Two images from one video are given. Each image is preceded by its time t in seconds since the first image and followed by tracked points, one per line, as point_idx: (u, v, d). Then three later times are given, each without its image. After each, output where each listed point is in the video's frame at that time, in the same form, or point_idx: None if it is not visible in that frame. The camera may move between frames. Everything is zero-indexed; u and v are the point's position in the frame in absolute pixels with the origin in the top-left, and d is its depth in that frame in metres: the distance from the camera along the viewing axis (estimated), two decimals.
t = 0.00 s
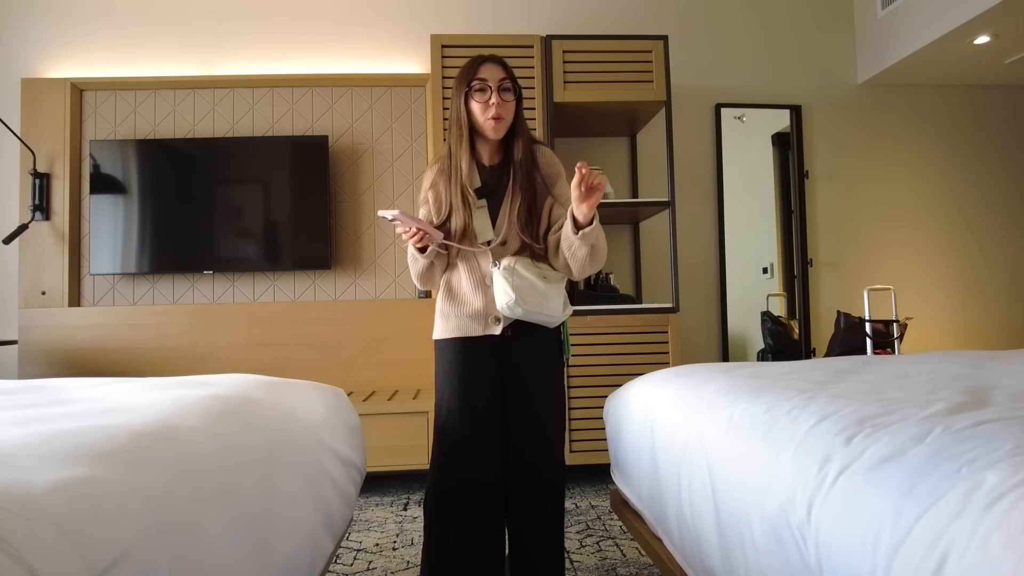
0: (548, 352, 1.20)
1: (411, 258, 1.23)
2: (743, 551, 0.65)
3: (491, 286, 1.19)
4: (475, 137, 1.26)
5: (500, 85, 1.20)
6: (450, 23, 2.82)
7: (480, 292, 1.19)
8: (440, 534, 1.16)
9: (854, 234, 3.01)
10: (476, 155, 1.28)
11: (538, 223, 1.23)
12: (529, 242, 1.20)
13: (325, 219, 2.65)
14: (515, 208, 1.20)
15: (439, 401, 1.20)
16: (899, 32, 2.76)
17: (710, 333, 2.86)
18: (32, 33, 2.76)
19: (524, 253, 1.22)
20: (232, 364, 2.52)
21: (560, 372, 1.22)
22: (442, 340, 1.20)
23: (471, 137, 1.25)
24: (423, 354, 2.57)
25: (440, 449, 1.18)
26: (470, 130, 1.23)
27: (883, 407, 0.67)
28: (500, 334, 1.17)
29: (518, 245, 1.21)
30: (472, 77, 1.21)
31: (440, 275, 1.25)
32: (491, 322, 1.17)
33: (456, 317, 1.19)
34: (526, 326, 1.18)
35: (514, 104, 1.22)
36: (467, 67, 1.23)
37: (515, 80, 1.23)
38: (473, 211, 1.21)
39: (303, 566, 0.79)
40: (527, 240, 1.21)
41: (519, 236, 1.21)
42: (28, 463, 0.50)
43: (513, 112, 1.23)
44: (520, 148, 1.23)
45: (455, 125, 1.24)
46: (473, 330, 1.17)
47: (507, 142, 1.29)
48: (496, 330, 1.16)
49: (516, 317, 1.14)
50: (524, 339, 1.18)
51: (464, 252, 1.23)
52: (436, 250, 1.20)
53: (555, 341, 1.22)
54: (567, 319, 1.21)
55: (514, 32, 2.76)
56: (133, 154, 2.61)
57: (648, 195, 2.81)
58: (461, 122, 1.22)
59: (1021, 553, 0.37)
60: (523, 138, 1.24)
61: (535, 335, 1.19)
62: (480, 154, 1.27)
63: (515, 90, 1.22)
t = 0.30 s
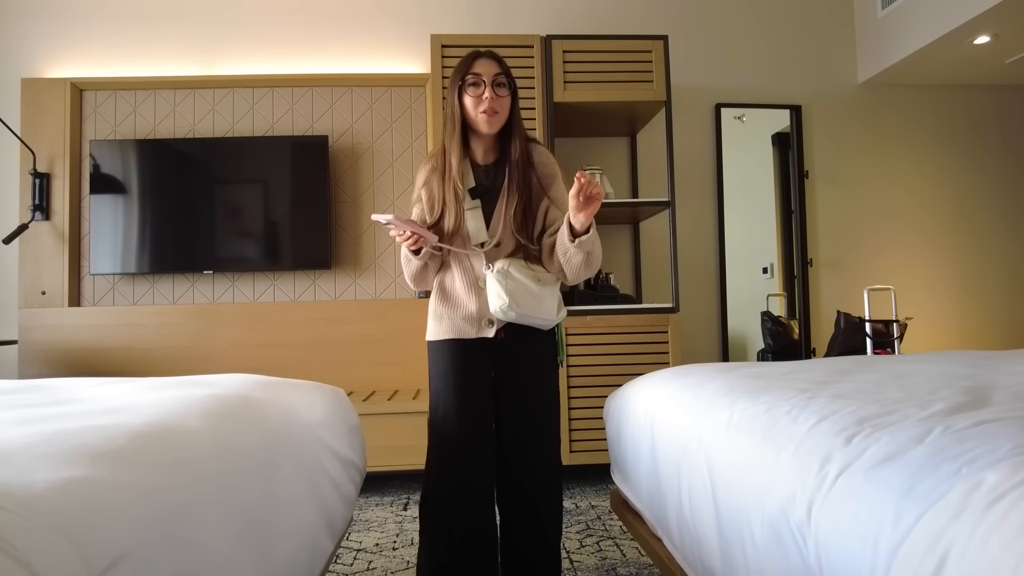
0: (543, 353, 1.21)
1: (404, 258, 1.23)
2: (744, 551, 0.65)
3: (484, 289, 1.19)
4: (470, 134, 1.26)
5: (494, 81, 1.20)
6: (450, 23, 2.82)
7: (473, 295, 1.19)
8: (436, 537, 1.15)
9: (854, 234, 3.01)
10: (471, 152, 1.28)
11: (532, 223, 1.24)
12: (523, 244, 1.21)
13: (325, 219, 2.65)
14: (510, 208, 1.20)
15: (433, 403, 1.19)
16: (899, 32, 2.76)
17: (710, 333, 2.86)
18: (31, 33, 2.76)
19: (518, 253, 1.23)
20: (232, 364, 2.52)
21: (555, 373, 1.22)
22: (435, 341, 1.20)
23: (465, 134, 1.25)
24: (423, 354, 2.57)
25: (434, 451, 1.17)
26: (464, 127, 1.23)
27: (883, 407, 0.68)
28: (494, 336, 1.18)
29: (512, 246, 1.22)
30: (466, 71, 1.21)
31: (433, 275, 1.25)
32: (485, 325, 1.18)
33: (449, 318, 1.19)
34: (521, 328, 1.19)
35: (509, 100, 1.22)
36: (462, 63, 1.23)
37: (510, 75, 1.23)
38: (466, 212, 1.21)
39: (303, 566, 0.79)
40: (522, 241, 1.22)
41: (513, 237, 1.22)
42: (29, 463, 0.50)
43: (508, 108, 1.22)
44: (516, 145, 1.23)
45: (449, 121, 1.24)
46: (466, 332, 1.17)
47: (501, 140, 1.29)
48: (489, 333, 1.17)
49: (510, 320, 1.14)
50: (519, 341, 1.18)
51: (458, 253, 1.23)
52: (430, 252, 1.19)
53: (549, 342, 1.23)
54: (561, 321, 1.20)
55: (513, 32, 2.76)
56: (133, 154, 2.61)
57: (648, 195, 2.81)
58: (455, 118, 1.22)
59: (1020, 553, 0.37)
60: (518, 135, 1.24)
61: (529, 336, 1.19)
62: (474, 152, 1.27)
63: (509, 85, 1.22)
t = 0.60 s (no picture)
0: (538, 353, 1.21)
1: (394, 259, 1.23)
2: (744, 551, 0.65)
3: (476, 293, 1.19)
4: (460, 129, 1.27)
5: (482, 73, 1.20)
6: (450, 23, 2.82)
7: (464, 298, 1.19)
8: (432, 539, 1.14)
9: (854, 234, 3.01)
10: (462, 147, 1.28)
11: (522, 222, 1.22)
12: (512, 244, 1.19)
13: (325, 219, 2.65)
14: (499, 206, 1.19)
15: (427, 403, 1.19)
16: (900, 32, 2.76)
17: (710, 333, 2.86)
18: (31, 33, 2.76)
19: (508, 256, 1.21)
20: (232, 364, 2.52)
21: (546, 373, 1.23)
22: (426, 342, 1.20)
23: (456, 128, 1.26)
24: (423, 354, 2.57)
25: (429, 451, 1.17)
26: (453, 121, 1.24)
27: (883, 407, 0.67)
28: (485, 340, 1.18)
29: (502, 248, 1.20)
30: (455, 64, 1.21)
31: (424, 275, 1.25)
32: (476, 329, 1.18)
33: (439, 321, 1.19)
34: (512, 331, 1.18)
35: (497, 92, 1.21)
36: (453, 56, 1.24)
37: (502, 68, 1.22)
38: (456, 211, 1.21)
39: (303, 566, 0.79)
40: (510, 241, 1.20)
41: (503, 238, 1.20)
42: (28, 463, 0.50)
43: (498, 101, 1.22)
44: (507, 138, 1.22)
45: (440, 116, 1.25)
46: (458, 335, 1.17)
47: (492, 134, 1.29)
48: (480, 337, 1.17)
49: (501, 324, 1.14)
50: (510, 342, 1.18)
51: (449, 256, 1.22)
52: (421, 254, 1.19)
53: (543, 342, 1.23)
54: (553, 324, 1.20)
55: (513, 32, 2.76)
56: (133, 154, 2.61)
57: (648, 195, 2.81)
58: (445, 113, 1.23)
59: (1021, 552, 0.37)
60: (507, 129, 1.23)
61: (521, 337, 1.19)
62: (466, 147, 1.28)
63: (498, 78, 1.22)
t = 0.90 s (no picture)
0: (536, 351, 1.20)
1: (395, 257, 1.23)
2: (743, 551, 0.65)
3: (479, 290, 1.19)
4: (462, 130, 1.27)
5: (488, 73, 1.20)
6: (450, 23, 2.82)
7: (465, 296, 1.19)
8: (429, 537, 1.15)
9: (854, 234, 3.01)
10: (465, 146, 1.28)
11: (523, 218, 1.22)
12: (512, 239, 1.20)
13: (325, 219, 2.65)
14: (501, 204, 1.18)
15: (424, 402, 1.20)
16: (900, 32, 2.76)
17: (710, 333, 2.86)
18: (31, 33, 2.76)
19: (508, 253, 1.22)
20: (232, 364, 2.52)
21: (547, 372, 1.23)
22: (427, 340, 1.20)
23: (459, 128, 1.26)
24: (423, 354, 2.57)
25: (427, 450, 1.18)
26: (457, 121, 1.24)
27: (883, 407, 0.67)
28: (487, 338, 1.18)
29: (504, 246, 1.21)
30: (460, 65, 1.21)
31: (425, 274, 1.24)
32: (479, 327, 1.18)
33: (442, 321, 1.19)
34: (513, 330, 1.19)
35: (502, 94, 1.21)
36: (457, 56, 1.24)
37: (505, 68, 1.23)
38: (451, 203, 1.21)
39: (303, 566, 0.79)
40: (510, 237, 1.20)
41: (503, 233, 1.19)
42: (28, 463, 0.50)
43: (501, 101, 1.22)
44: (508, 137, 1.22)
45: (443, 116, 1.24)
46: (460, 335, 1.17)
47: (494, 133, 1.29)
48: (483, 335, 1.17)
49: (504, 322, 1.14)
50: (511, 341, 1.19)
51: (450, 255, 1.22)
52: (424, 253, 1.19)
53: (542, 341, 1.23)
54: (554, 322, 1.20)
55: (513, 32, 2.76)
56: (133, 154, 2.61)
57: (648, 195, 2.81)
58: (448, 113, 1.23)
59: (1021, 552, 0.37)
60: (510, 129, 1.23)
61: (522, 336, 1.19)
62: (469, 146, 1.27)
63: (503, 79, 1.22)
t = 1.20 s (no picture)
0: (543, 349, 1.21)
1: (409, 252, 1.22)
2: (743, 551, 0.65)
3: (489, 283, 1.19)
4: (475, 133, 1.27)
5: (502, 82, 1.21)
6: (451, 23, 2.82)
7: (475, 290, 1.19)
8: (434, 536, 1.15)
9: (854, 233, 3.01)
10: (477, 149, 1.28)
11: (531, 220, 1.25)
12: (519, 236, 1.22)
13: (325, 219, 2.65)
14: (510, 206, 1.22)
15: (433, 401, 1.20)
16: (900, 32, 2.76)
17: (710, 333, 2.86)
18: (31, 33, 2.76)
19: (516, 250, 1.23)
20: (232, 364, 2.52)
21: (555, 371, 1.22)
22: (439, 335, 1.20)
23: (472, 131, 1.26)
24: (424, 354, 2.57)
25: (434, 449, 1.17)
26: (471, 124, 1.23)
27: (883, 407, 0.67)
28: (497, 331, 1.17)
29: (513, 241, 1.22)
30: (474, 73, 1.22)
31: (438, 271, 1.25)
32: (489, 320, 1.17)
33: (452, 316, 1.18)
34: (524, 324, 1.19)
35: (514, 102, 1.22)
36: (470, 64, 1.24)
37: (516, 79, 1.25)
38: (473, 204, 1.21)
39: (303, 566, 0.79)
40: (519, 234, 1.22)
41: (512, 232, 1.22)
42: (28, 463, 0.50)
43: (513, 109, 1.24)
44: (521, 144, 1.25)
45: (457, 120, 1.24)
46: (471, 329, 1.17)
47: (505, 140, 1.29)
48: (494, 328, 1.16)
49: (514, 314, 1.14)
50: (519, 339, 1.18)
51: (462, 251, 1.23)
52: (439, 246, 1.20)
53: (550, 340, 1.23)
54: (563, 318, 1.20)
55: (513, 32, 2.76)
56: (133, 154, 2.61)
57: (648, 196, 2.81)
58: (461, 117, 1.22)
59: (1021, 552, 0.37)
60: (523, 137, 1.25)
61: (530, 334, 1.19)
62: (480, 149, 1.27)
63: (515, 87, 1.23)
